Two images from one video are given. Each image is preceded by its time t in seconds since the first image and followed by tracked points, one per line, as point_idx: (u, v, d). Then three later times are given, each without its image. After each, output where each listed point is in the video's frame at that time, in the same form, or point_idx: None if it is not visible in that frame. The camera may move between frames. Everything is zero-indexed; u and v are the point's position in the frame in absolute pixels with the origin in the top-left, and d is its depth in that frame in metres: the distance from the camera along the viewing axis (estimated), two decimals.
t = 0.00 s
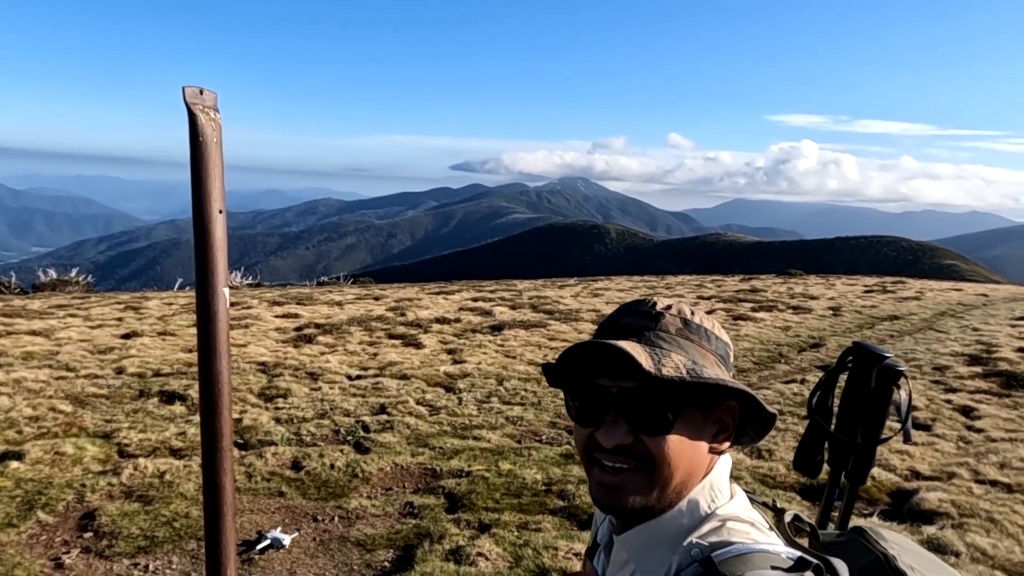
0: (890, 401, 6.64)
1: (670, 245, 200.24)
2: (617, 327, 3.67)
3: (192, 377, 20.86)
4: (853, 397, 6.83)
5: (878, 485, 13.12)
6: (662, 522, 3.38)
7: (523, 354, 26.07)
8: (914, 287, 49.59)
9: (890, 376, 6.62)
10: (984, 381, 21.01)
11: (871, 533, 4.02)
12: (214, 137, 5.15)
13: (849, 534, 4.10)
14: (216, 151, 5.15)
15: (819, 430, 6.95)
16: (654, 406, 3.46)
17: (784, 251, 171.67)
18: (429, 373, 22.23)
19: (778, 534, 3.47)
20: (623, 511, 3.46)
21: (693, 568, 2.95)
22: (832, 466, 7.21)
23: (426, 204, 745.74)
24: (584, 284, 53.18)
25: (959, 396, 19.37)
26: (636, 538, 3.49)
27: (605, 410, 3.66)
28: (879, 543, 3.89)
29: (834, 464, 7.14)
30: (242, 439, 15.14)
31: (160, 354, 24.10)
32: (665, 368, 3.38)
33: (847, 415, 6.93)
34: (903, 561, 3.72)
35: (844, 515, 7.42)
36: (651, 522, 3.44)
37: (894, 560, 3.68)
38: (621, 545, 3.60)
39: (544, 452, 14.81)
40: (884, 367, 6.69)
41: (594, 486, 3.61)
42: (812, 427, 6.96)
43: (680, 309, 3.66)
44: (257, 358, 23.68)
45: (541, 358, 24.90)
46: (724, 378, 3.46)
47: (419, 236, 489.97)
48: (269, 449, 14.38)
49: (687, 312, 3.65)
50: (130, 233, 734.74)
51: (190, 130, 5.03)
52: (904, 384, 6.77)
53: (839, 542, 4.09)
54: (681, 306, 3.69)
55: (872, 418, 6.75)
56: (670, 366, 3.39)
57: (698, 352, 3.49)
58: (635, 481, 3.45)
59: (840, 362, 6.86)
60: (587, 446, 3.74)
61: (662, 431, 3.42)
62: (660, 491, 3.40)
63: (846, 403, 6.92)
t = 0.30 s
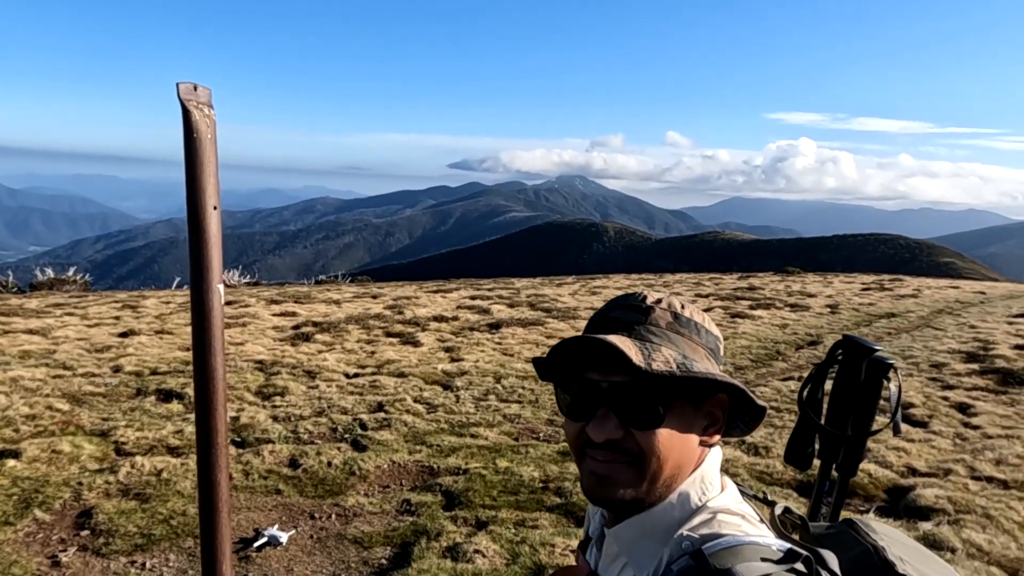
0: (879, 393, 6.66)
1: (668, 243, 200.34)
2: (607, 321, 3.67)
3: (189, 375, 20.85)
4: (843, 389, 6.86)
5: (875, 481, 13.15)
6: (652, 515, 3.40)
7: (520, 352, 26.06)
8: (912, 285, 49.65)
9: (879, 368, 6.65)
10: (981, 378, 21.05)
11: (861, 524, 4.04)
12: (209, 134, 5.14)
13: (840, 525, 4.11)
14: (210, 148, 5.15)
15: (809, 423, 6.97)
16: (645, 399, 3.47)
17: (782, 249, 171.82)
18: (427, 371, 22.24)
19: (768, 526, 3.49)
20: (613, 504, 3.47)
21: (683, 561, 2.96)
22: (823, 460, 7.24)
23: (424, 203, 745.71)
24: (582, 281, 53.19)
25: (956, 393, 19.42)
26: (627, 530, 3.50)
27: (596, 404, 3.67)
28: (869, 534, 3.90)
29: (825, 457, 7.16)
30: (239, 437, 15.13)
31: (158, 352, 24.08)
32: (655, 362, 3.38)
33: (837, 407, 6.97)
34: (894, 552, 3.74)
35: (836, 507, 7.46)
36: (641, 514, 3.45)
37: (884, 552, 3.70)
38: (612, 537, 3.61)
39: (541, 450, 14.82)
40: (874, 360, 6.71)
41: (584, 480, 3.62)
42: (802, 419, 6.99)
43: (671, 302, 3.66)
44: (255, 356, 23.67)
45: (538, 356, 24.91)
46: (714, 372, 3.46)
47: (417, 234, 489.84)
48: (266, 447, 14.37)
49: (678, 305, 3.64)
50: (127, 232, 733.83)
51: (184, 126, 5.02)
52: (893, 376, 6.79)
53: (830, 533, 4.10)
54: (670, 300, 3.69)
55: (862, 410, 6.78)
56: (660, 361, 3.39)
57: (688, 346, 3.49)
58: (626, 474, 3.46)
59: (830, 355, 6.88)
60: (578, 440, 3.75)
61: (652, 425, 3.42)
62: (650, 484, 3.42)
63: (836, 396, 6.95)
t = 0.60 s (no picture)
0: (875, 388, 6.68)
1: (667, 241, 200.43)
2: (602, 319, 3.67)
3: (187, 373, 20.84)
4: (838, 385, 6.87)
5: (872, 478, 13.17)
6: (650, 512, 3.40)
7: (519, 350, 26.06)
8: (910, 282, 49.72)
9: (874, 364, 6.66)
10: (979, 375, 21.08)
11: (855, 519, 4.05)
12: (205, 131, 5.14)
13: (834, 520, 4.12)
14: (207, 145, 5.15)
15: (805, 419, 6.98)
16: (640, 398, 3.47)
17: (780, 247, 171.88)
18: (426, 369, 22.25)
19: (764, 523, 3.50)
20: (610, 502, 3.47)
21: (681, 558, 2.96)
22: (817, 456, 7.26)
23: (422, 201, 746.12)
24: (580, 279, 53.20)
25: (954, 390, 19.46)
26: (625, 528, 3.50)
27: (591, 403, 3.67)
28: (864, 529, 3.91)
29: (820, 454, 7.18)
30: (238, 435, 15.14)
31: (156, 351, 24.06)
32: (650, 361, 3.39)
33: (832, 403, 6.98)
34: (888, 547, 3.75)
35: (831, 503, 7.46)
36: (638, 512, 3.45)
37: (879, 547, 3.71)
38: (610, 535, 3.61)
39: (539, 448, 14.83)
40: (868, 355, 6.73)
41: (581, 479, 3.61)
42: (797, 415, 6.98)
43: (665, 300, 3.66)
44: (253, 355, 23.66)
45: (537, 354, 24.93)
46: (709, 369, 3.47)
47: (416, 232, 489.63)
48: (265, 445, 14.38)
49: (672, 302, 3.65)
50: (125, 231, 733.09)
51: (181, 125, 5.02)
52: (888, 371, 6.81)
53: (825, 528, 4.11)
54: (665, 297, 3.70)
55: (857, 406, 6.80)
56: (654, 360, 3.40)
57: (682, 344, 3.50)
58: (622, 472, 3.46)
59: (825, 351, 6.90)
60: (573, 439, 3.74)
61: (648, 423, 3.42)
62: (646, 482, 3.42)
63: (831, 392, 6.95)
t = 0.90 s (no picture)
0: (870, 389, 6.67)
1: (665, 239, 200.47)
2: (596, 322, 3.67)
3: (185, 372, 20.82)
4: (833, 385, 6.85)
5: (870, 476, 13.18)
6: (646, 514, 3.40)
7: (517, 349, 26.05)
8: (908, 280, 49.73)
9: (869, 365, 6.66)
10: (977, 373, 21.09)
11: (851, 519, 4.06)
12: (200, 131, 5.12)
13: (830, 520, 4.13)
14: (202, 145, 5.13)
15: (800, 420, 6.97)
16: (635, 403, 3.46)
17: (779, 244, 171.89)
18: (424, 367, 22.23)
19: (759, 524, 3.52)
20: (606, 506, 3.46)
21: (676, 560, 2.96)
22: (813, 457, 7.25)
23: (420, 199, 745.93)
24: (579, 277, 53.18)
25: (953, 388, 19.47)
26: (621, 530, 3.49)
27: (585, 407, 3.66)
28: (859, 530, 3.92)
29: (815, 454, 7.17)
30: (236, 434, 15.13)
31: (154, 350, 24.04)
32: (643, 366, 3.38)
33: (827, 404, 6.97)
34: (884, 547, 3.76)
35: (825, 504, 7.45)
36: (635, 514, 3.44)
37: (875, 547, 3.72)
38: (606, 538, 3.61)
39: (537, 446, 14.83)
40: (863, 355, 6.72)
41: (576, 484, 3.59)
42: (792, 416, 6.97)
43: (659, 302, 3.64)
44: (251, 354, 23.65)
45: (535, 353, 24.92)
46: (702, 374, 3.45)
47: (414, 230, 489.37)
48: (263, 445, 14.37)
49: (666, 304, 3.62)
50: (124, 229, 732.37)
51: (176, 124, 5.00)
52: (883, 372, 6.81)
53: (822, 529, 4.12)
54: (659, 298, 3.68)
55: (852, 407, 6.78)
56: (648, 365, 3.39)
57: (677, 347, 3.48)
58: (617, 476, 3.44)
59: (820, 351, 6.89)
60: (568, 443, 3.73)
61: (642, 427, 3.41)
62: (642, 486, 3.41)
63: (826, 392, 6.95)
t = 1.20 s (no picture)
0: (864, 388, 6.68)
1: (664, 237, 200.48)
2: (587, 324, 3.66)
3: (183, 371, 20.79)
4: (827, 385, 6.86)
5: (868, 473, 13.19)
6: (638, 515, 3.40)
7: (515, 346, 26.05)
8: (906, 277, 49.73)
9: (862, 364, 6.67)
10: (975, 370, 21.11)
11: (844, 519, 4.06)
12: (195, 129, 5.10)
13: (824, 519, 4.14)
14: (197, 143, 5.11)
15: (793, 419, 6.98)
16: (624, 407, 3.46)
17: (777, 242, 171.96)
18: (422, 365, 22.23)
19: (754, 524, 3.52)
20: (596, 509, 3.46)
21: (672, 561, 2.95)
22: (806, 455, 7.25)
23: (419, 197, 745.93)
24: (578, 275, 53.15)
25: (950, 385, 19.49)
26: (613, 532, 3.50)
27: (576, 411, 3.65)
28: (853, 529, 3.92)
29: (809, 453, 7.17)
30: (234, 432, 15.12)
31: (152, 348, 24.01)
32: (632, 371, 3.39)
33: (821, 404, 6.98)
34: (878, 547, 3.76)
35: (819, 502, 7.47)
36: (626, 517, 3.45)
37: (869, 547, 3.72)
38: (598, 539, 3.61)
39: (535, 444, 14.83)
40: (857, 354, 6.71)
41: (566, 486, 3.60)
42: (786, 415, 6.98)
43: (651, 303, 3.62)
44: (250, 352, 23.64)
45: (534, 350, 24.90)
46: (694, 378, 3.43)
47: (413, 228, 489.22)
48: (261, 443, 14.36)
49: (657, 305, 3.60)
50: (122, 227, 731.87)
51: (171, 122, 4.98)
52: (877, 371, 6.82)
53: (815, 528, 4.12)
54: (652, 298, 3.64)
55: (846, 406, 6.78)
56: (636, 370, 3.39)
57: (667, 350, 3.46)
58: (606, 480, 3.45)
59: (813, 350, 6.89)
60: (558, 446, 3.74)
61: (631, 433, 3.41)
62: (633, 490, 3.41)
63: (820, 391, 6.96)
